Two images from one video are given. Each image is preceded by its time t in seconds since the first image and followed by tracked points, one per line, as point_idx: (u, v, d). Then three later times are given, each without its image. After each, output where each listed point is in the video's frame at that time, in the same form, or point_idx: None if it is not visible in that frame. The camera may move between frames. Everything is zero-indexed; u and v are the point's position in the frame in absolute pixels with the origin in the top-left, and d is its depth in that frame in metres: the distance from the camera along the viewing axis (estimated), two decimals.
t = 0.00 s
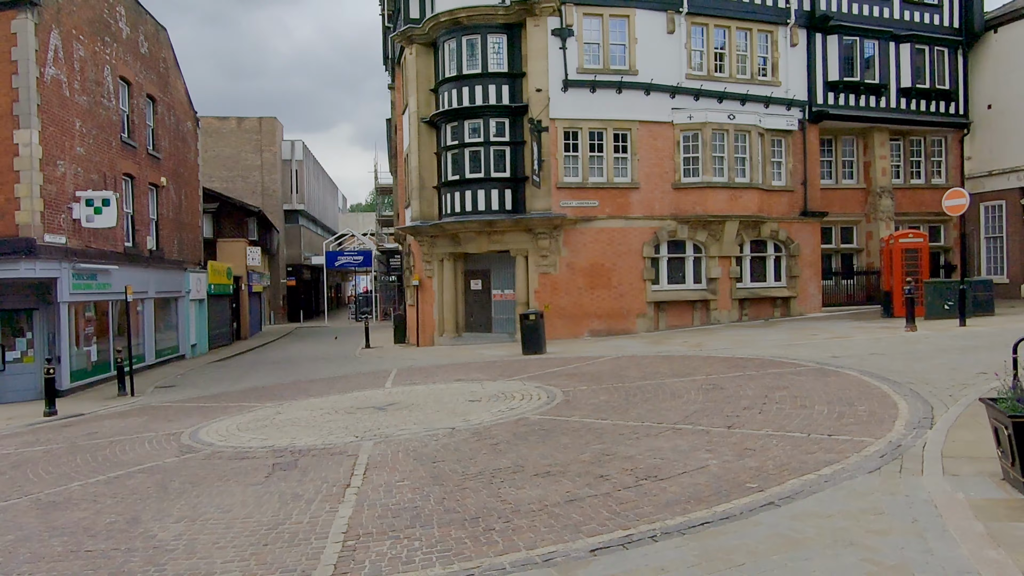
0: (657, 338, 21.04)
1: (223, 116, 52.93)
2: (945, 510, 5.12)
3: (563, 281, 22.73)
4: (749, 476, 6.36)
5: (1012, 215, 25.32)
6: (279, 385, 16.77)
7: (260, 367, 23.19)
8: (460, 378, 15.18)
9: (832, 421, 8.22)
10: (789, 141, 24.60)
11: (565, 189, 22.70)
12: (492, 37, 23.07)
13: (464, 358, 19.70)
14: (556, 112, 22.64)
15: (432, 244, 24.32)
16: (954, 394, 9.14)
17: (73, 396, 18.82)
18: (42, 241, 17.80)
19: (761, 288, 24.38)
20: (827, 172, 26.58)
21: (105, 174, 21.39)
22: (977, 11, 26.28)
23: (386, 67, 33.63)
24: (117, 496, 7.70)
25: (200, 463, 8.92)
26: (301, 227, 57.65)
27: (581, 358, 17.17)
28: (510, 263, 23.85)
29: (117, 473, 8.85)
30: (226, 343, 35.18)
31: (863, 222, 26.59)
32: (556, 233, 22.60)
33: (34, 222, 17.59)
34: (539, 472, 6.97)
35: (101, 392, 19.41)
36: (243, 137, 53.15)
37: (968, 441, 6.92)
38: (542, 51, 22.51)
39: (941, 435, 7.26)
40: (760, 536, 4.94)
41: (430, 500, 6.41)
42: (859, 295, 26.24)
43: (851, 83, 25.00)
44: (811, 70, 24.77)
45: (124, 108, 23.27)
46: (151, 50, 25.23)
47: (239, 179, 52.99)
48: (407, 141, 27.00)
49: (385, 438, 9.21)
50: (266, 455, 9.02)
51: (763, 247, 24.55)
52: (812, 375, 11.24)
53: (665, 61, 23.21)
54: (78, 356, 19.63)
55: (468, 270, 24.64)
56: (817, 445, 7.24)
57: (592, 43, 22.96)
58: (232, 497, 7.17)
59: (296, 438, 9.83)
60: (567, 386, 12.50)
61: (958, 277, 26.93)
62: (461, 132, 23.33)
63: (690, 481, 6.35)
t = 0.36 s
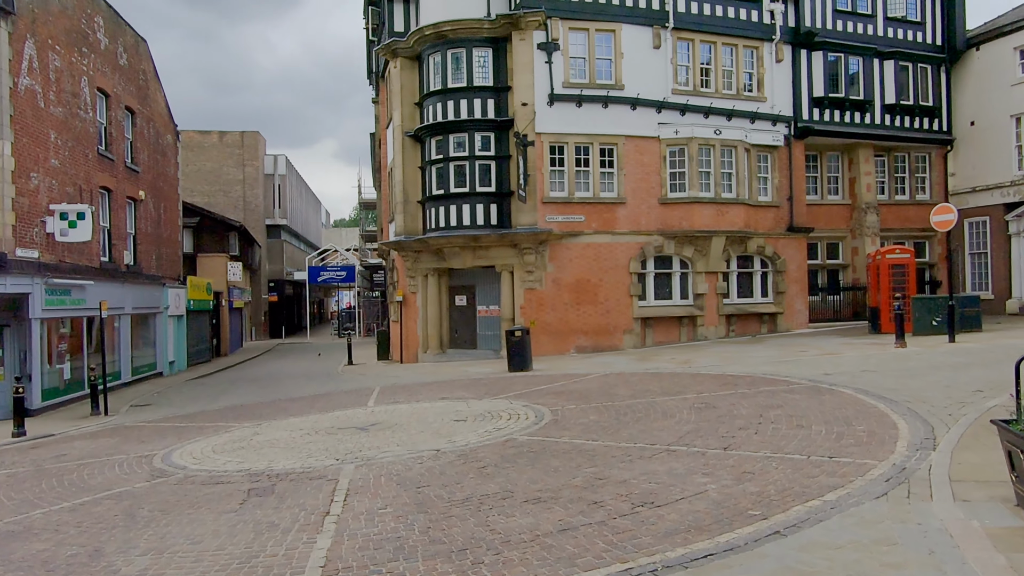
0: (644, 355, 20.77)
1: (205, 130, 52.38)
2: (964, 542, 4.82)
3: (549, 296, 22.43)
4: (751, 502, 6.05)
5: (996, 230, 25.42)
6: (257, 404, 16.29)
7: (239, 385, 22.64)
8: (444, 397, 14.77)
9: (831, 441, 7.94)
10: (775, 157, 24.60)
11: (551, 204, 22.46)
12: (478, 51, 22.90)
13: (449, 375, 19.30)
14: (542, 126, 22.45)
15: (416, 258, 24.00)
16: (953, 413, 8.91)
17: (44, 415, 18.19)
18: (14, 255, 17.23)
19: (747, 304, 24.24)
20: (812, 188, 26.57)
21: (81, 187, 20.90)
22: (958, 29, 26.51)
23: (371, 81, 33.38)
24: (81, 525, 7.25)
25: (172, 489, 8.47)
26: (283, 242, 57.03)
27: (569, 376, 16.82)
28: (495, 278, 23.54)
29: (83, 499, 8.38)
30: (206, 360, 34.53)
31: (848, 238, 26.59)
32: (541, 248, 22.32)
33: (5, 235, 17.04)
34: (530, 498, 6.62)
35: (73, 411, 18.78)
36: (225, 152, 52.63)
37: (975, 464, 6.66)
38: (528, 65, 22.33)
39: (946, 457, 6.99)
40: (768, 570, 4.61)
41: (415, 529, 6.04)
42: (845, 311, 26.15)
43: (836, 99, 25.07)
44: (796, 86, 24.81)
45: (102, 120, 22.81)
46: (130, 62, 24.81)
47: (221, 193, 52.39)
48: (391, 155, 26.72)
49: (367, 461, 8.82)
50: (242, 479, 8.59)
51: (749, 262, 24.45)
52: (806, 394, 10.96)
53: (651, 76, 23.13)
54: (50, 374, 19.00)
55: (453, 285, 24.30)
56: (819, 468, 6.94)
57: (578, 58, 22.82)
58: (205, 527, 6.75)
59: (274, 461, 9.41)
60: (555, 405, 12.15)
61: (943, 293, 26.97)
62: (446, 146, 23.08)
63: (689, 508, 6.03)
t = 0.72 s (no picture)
0: (629, 373, 20.45)
1: (184, 145, 51.75)
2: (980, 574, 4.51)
3: (532, 313, 22.11)
4: (750, 529, 5.72)
5: (977, 248, 25.56)
6: (231, 425, 15.74)
7: (214, 405, 22.02)
8: (425, 416, 14.33)
9: (828, 463, 7.64)
10: (758, 174, 24.59)
11: (534, 219, 22.20)
12: (460, 66, 22.71)
13: (430, 394, 18.86)
14: (525, 141, 22.23)
15: (398, 275, 23.62)
16: (950, 433, 8.67)
17: (9, 437, 17.49)
18: None
19: (732, 321, 24.07)
20: (795, 205, 26.54)
21: (52, 201, 20.35)
22: (938, 48, 26.76)
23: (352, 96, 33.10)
24: (35, 557, 6.76)
25: (135, 516, 8.00)
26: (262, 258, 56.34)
27: (553, 395, 16.47)
28: (477, 295, 23.20)
29: (39, 528, 7.87)
30: (181, 379, 33.76)
31: (832, 255, 26.57)
32: (524, 264, 22.01)
33: None
34: (516, 526, 6.25)
35: (40, 432, 18.09)
36: (204, 167, 52.01)
37: (980, 487, 6.38)
38: (511, 80, 22.16)
39: (949, 479, 6.71)
40: None
41: (393, 562, 5.63)
42: (829, 328, 26.04)
43: (819, 116, 25.14)
44: (779, 103, 24.84)
45: (75, 133, 22.29)
46: (106, 74, 24.35)
47: (200, 209, 51.74)
48: (373, 170, 26.41)
49: (344, 485, 8.39)
50: (211, 505, 8.13)
51: (733, 279, 24.33)
52: (797, 412, 10.69)
53: (635, 91, 23.05)
54: (17, 394, 18.34)
55: (434, 302, 23.91)
56: (817, 492, 6.62)
57: (562, 73, 22.68)
58: (168, 559, 6.30)
59: (245, 485, 8.95)
60: (539, 425, 11.78)
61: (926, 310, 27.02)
62: (428, 161, 22.81)
63: (683, 536, 5.68)
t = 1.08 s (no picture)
0: (615, 388, 20.11)
1: (163, 156, 51.05)
2: None
3: (516, 328, 21.74)
4: (751, 559, 5.37)
5: (961, 263, 25.61)
6: (205, 443, 15.20)
7: (189, 421, 21.40)
8: (406, 434, 13.88)
9: (827, 485, 7.32)
10: (744, 187, 24.50)
11: (518, 232, 21.89)
12: (444, 77, 22.43)
13: (412, 410, 18.41)
14: (509, 153, 21.95)
15: (379, 288, 23.20)
16: (949, 452, 8.41)
17: None
18: None
19: (718, 336, 23.86)
20: (780, 219, 26.44)
21: (22, 211, 19.74)
22: (920, 63, 26.88)
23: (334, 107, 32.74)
24: None
25: (95, 544, 7.50)
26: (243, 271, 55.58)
27: (538, 411, 16.09)
28: (461, 309, 22.80)
29: None
30: (157, 394, 32.98)
31: (817, 269, 26.47)
32: (508, 278, 21.66)
33: None
34: (502, 556, 5.86)
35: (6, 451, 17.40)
36: (183, 179, 51.30)
37: (988, 512, 6.08)
38: (495, 92, 21.91)
39: (955, 503, 6.40)
40: None
41: None
42: (815, 342, 25.88)
43: (803, 130, 25.11)
44: (764, 117, 24.79)
45: (48, 141, 21.71)
46: (81, 82, 23.82)
47: (179, 221, 51.01)
48: (355, 182, 26.04)
49: (320, 510, 7.95)
50: (178, 532, 7.66)
51: (719, 293, 24.15)
52: (789, 431, 10.39)
53: (620, 104, 22.88)
54: None
55: (417, 316, 23.48)
56: (819, 517, 6.29)
57: (547, 85, 22.46)
58: None
59: (215, 510, 8.49)
60: (525, 443, 11.38)
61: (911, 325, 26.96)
62: (411, 173, 22.47)
63: (681, 567, 5.32)
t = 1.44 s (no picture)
0: (606, 399, 19.75)
1: (147, 163, 50.34)
2: None
3: (505, 337, 21.36)
4: None
5: (951, 273, 25.53)
6: (184, 455, 14.67)
7: (169, 432, 20.80)
8: (393, 446, 13.43)
9: (836, 500, 6.98)
10: (734, 196, 24.34)
11: (507, 240, 21.55)
12: (433, 82, 22.12)
13: (398, 421, 17.96)
14: (499, 159, 21.64)
15: (366, 297, 22.79)
16: (958, 465, 8.12)
17: None
18: None
19: (708, 346, 23.60)
20: (771, 228, 26.28)
21: None
22: (910, 74, 26.90)
23: (321, 114, 32.36)
24: None
25: (61, 565, 7.02)
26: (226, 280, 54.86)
27: (529, 422, 15.69)
28: (449, 318, 22.41)
29: None
30: (137, 404, 32.27)
31: (807, 279, 26.31)
32: (497, 286, 21.30)
33: None
34: None
35: None
36: (167, 186, 50.60)
37: (1010, 530, 5.77)
38: (484, 98, 21.61)
39: (973, 520, 6.09)
40: None
41: None
42: (806, 353, 25.68)
43: (794, 139, 25.00)
44: (754, 126, 24.66)
45: (25, 144, 21.16)
46: (60, 85, 23.30)
47: (162, 229, 50.29)
48: (341, 189, 25.66)
49: (302, 527, 7.52)
50: (150, 552, 7.19)
51: (710, 303, 23.92)
52: (790, 443, 10.07)
53: (610, 111, 22.66)
54: None
55: (404, 325, 23.06)
56: (833, 535, 5.95)
57: (537, 92, 22.20)
58: None
59: (191, 527, 8.02)
60: (516, 456, 10.98)
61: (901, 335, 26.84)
62: (398, 179, 22.10)
63: None
